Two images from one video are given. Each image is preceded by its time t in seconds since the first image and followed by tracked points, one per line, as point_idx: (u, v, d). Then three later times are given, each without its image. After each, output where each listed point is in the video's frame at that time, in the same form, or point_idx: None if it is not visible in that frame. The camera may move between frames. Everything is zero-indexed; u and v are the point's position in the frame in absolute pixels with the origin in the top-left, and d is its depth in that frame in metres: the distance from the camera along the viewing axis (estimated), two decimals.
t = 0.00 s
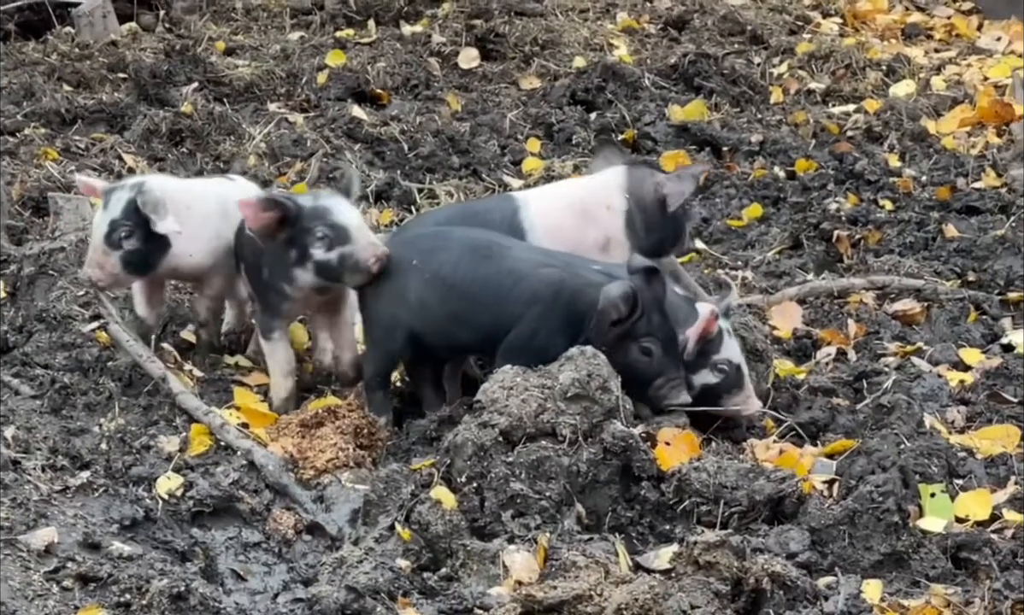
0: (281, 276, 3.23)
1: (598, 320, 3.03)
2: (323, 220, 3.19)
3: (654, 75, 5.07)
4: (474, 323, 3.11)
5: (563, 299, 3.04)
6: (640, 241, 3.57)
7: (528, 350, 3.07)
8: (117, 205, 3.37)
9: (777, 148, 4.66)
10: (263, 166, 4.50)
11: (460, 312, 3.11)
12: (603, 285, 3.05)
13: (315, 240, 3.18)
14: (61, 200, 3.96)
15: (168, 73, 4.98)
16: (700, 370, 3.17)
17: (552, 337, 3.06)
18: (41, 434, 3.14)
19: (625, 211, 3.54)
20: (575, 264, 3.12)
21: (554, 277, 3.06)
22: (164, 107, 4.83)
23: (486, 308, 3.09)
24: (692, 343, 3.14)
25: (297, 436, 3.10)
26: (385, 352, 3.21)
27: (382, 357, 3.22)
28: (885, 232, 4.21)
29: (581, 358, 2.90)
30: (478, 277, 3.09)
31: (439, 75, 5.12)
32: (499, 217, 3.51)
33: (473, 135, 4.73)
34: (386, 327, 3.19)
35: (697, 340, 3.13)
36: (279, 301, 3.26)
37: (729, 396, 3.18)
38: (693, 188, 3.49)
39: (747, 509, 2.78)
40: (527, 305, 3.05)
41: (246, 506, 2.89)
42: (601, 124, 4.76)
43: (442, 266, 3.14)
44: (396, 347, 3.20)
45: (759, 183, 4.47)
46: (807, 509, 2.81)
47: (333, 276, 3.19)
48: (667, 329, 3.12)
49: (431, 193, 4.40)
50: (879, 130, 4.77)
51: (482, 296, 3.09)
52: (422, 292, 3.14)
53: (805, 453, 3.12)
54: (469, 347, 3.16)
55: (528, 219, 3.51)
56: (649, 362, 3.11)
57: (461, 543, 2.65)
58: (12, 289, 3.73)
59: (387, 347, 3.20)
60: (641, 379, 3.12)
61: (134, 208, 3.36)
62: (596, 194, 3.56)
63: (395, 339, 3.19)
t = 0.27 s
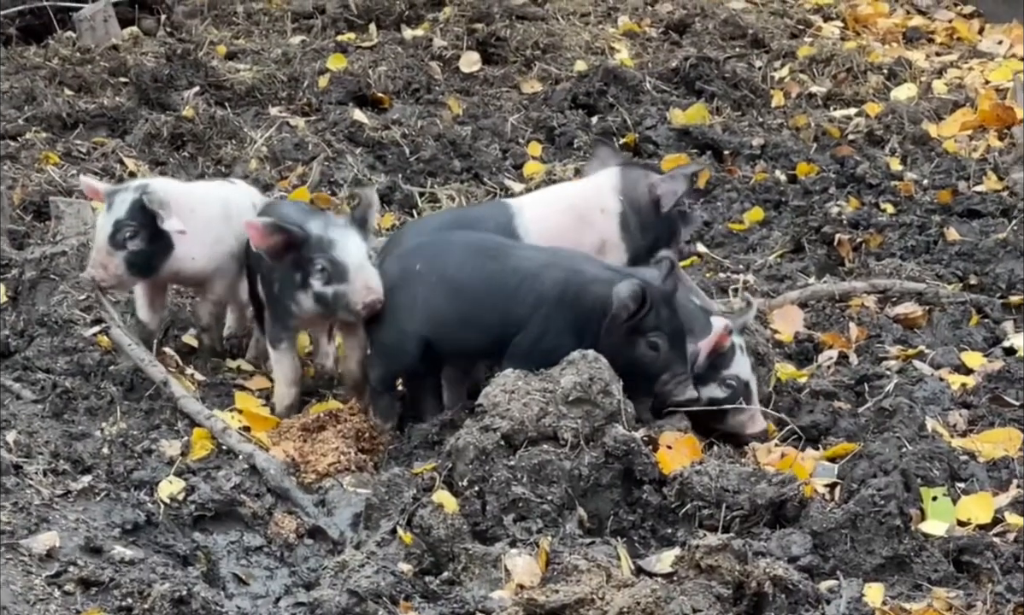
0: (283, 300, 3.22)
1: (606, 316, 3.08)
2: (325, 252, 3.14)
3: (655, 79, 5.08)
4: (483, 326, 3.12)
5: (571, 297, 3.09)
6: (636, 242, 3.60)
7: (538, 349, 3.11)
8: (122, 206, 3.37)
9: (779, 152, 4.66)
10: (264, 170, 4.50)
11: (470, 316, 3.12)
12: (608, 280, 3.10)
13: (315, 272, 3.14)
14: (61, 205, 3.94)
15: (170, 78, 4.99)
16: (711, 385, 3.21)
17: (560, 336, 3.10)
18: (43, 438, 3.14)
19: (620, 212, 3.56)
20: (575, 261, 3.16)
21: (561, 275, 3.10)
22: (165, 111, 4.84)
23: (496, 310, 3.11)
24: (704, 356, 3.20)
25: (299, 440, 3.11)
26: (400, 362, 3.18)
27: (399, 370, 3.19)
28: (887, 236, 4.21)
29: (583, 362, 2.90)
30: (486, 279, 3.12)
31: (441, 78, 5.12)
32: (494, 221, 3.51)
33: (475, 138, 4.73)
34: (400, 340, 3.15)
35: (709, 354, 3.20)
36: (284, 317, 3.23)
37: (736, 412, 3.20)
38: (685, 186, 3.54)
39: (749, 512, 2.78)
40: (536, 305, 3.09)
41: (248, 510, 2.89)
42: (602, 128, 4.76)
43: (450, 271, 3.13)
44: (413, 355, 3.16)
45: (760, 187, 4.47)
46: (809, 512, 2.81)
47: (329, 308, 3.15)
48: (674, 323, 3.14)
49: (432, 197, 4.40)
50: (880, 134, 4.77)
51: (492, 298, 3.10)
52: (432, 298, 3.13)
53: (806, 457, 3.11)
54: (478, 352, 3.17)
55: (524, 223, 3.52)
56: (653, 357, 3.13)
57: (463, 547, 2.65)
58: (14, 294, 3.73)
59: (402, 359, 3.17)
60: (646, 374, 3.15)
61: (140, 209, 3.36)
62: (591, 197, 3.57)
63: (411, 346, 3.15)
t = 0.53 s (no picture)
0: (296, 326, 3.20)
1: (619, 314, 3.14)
2: (336, 285, 3.12)
3: (656, 84, 5.08)
4: (504, 325, 3.22)
5: (588, 296, 3.18)
6: (633, 245, 3.63)
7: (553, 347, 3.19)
8: (121, 216, 3.40)
9: (780, 157, 4.66)
10: (266, 175, 4.50)
11: (493, 314, 3.21)
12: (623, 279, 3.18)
13: (326, 306, 3.12)
14: (63, 211, 3.99)
15: (171, 83, 4.99)
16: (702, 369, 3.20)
17: (574, 335, 3.19)
18: (45, 443, 3.13)
19: (617, 217, 3.60)
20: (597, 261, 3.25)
21: (579, 275, 3.20)
22: (167, 117, 4.84)
23: (520, 305, 3.21)
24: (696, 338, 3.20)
25: (301, 445, 3.12)
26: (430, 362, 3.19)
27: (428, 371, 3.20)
28: (889, 240, 4.22)
29: (585, 366, 2.90)
30: (509, 278, 3.22)
31: (442, 84, 5.13)
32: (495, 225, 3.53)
33: (476, 143, 4.73)
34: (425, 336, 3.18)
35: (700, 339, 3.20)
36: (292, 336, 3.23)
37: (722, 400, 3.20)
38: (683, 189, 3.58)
39: (751, 516, 2.78)
40: (555, 304, 3.18)
41: (250, 516, 2.90)
42: (603, 133, 4.76)
43: (477, 271, 3.24)
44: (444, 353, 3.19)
45: (762, 191, 4.47)
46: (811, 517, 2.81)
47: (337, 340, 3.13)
48: (693, 320, 3.18)
49: (434, 202, 4.40)
50: (881, 138, 4.77)
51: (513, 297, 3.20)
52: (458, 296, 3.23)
53: (809, 461, 3.11)
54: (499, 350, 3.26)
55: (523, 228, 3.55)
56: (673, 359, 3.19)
57: (465, 551, 2.65)
58: (16, 299, 3.72)
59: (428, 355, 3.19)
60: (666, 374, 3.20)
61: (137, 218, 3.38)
62: (589, 201, 3.60)
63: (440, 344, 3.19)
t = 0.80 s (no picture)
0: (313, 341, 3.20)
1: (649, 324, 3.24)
2: (359, 324, 3.07)
3: (658, 88, 5.08)
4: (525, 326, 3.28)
5: (618, 303, 3.26)
6: (635, 243, 3.68)
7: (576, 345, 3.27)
8: (158, 237, 3.38)
9: (782, 161, 4.66)
10: (268, 180, 4.51)
11: (516, 317, 3.27)
12: (656, 291, 3.27)
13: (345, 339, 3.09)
14: (65, 217, 4.06)
15: (173, 88, 4.99)
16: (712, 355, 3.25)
17: (601, 338, 3.27)
18: (47, 449, 3.13)
19: (617, 217, 3.66)
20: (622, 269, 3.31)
21: (607, 281, 3.28)
22: (169, 122, 4.84)
23: (549, 313, 3.26)
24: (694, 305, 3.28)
25: (302, 449, 3.13)
26: (456, 369, 3.18)
27: (452, 372, 3.18)
28: (890, 244, 4.22)
29: (586, 371, 2.90)
30: (536, 283, 3.27)
31: (444, 89, 5.13)
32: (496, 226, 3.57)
33: (478, 148, 4.73)
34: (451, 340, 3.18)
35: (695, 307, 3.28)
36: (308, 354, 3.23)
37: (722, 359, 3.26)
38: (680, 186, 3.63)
39: (753, 521, 2.78)
40: (585, 308, 3.25)
41: (251, 520, 2.90)
42: (605, 137, 4.77)
43: (503, 276, 3.28)
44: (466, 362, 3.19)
45: (763, 196, 4.47)
46: (813, 521, 2.81)
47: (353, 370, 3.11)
48: (717, 342, 3.26)
49: (435, 207, 4.40)
50: (883, 142, 4.77)
51: (543, 302, 3.26)
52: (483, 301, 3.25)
53: (811, 466, 3.11)
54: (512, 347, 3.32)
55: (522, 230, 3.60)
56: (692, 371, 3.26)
57: (467, 556, 2.65)
58: (18, 304, 3.72)
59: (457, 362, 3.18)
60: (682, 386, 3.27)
61: (179, 238, 3.39)
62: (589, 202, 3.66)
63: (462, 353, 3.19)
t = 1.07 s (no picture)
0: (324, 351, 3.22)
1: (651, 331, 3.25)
2: (386, 358, 3.10)
3: (660, 93, 5.08)
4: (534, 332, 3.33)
5: (622, 310, 3.28)
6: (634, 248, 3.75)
7: (586, 350, 3.32)
8: (178, 250, 3.37)
9: (784, 165, 4.66)
10: (270, 185, 4.51)
11: (524, 323, 3.33)
12: (661, 299, 3.27)
13: (372, 372, 3.11)
14: (67, 220, 3.96)
15: (176, 92, 4.99)
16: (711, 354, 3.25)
17: (608, 344, 3.31)
18: (49, 453, 3.13)
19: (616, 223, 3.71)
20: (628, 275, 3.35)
21: (612, 288, 3.31)
22: (171, 127, 4.85)
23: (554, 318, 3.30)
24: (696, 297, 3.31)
25: (305, 454, 3.14)
26: (463, 374, 3.23)
27: (460, 377, 3.22)
28: (893, 248, 4.22)
29: (588, 376, 2.90)
30: (543, 290, 3.32)
31: (446, 93, 5.13)
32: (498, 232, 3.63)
33: (480, 152, 4.73)
34: (459, 346, 3.24)
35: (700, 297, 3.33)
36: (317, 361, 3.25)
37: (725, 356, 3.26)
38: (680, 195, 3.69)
39: (755, 525, 2.78)
40: (590, 315, 3.29)
41: (254, 525, 2.89)
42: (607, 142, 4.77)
43: (511, 284, 3.34)
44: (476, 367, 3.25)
45: (766, 200, 4.47)
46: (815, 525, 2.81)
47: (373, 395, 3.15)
48: (720, 359, 3.25)
49: (438, 212, 4.41)
50: (885, 146, 4.77)
51: (549, 309, 3.30)
52: (490, 308, 3.31)
53: (813, 469, 3.11)
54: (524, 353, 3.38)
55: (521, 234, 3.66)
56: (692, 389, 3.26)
57: (469, 561, 2.65)
58: (20, 308, 3.72)
59: (465, 368, 3.23)
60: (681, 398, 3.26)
61: (199, 249, 3.37)
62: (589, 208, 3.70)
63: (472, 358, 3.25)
